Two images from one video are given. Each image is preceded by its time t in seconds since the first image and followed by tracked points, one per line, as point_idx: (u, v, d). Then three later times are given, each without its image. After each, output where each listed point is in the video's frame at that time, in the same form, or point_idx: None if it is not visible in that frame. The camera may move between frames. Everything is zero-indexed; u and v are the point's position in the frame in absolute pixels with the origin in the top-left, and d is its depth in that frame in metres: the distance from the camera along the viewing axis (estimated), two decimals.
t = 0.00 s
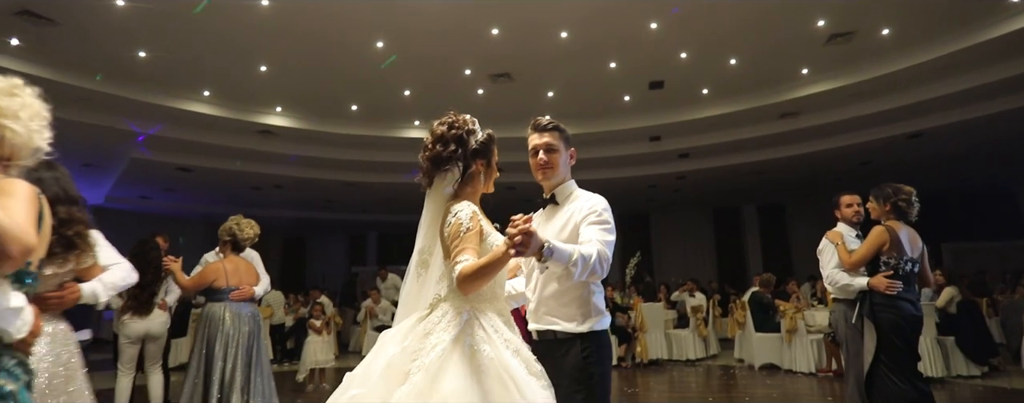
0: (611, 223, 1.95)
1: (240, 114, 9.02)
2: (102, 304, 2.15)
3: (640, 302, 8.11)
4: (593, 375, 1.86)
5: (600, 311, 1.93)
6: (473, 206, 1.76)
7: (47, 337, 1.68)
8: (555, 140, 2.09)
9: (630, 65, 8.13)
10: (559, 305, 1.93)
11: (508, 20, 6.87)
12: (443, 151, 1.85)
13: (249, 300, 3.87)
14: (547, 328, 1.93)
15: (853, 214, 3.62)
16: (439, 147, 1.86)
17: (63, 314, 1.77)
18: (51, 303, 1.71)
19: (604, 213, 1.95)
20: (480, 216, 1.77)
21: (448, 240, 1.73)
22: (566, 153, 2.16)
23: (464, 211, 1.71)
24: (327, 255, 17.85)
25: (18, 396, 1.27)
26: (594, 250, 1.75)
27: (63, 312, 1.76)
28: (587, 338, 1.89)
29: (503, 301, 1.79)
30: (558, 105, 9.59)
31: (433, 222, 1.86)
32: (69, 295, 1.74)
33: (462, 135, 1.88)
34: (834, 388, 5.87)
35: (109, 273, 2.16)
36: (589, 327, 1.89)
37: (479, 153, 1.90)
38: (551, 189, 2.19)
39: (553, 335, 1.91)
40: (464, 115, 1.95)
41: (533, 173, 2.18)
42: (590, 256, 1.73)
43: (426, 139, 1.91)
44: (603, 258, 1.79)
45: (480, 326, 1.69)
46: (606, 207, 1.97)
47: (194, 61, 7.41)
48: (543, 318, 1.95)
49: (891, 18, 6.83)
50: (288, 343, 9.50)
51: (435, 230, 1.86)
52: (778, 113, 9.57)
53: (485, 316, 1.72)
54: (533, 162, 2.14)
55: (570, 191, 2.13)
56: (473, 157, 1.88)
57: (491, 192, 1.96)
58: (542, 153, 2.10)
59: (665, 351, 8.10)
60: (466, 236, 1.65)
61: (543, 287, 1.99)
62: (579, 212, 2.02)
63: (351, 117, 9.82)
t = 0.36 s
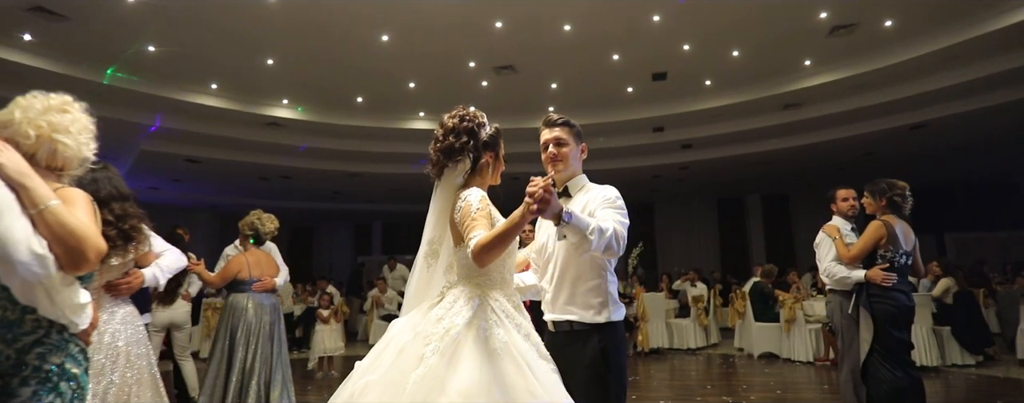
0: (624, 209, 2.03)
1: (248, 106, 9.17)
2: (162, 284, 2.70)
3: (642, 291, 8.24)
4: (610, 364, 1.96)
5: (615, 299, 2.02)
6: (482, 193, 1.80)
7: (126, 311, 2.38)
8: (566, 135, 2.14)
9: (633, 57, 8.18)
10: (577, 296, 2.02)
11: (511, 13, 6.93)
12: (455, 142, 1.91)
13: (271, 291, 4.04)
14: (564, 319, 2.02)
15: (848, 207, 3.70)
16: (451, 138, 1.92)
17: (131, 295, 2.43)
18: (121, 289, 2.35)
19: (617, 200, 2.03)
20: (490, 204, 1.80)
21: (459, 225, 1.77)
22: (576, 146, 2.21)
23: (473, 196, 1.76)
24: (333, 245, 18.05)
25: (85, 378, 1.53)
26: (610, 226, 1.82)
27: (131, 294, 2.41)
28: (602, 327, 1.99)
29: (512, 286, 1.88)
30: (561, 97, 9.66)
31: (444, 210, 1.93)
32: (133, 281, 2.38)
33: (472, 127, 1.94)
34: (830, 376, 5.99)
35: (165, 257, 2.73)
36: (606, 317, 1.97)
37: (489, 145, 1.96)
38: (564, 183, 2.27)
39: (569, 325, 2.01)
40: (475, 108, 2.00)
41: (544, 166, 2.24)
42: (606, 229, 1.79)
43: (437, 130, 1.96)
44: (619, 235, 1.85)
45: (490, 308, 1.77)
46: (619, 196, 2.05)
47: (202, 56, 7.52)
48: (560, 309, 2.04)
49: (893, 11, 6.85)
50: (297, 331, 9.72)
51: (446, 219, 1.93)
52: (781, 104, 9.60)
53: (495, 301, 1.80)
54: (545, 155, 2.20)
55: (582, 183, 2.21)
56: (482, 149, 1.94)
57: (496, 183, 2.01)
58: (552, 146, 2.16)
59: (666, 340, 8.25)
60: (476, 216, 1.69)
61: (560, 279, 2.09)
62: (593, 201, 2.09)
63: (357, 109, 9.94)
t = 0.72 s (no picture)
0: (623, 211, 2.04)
1: (253, 104, 9.28)
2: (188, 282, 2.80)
3: (640, 287, 8.36)
4: (608, 366, 2.07)
5: (614, 302, 2.12)
6: (485, 195, 1.88)
7: (155, 308, 2.49)
8: (568, 141, 2.12)
9: (632, 56, 8.27)
10: (578, 301, 2.11)
11: (512, 14, 7.03)
12: (461, 144, 1.99)
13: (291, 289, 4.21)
14: (567, 321, 2.12)
15: (842, 208, 3.81)
16: (458, 140, 2.00)
17: (160, 291, 2.53)
18: (151, 286, 2.46)
19: (617, 204, 2.04)
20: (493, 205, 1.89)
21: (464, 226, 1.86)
22: (579, 151, 2.19)
23: (477, 197, 1.85)
24: (336, 239, 18.24)
25: (116, 371, 1.74)
26: (606, 224, 1.83)
27: (160, 290, 2.51)
28: (603, 326, 2.09)
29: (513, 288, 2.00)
30: (561, 94, 9.75)
31: (450, 211, 2.02)
32: (162, 278, 2.48)
33: (477, 130, 2.02)
34: (824, 371, 6.12)
35: (191, 256, 2.84)
36: (605, 318, 2.07)
37: (491, 149, 2.03)
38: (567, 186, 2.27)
39: (570, 326, 2.11)
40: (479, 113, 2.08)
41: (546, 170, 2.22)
42: (601, 226, 1.80)
43: (443, 133, 2.05)
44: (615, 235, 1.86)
45: (494, 307, 1.89)
46: (618, 200, 2.06)
47: (207, 55, 7.63)
48: (562, 309, 2.15)
49: (890, 11, 6.91)
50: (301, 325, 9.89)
51: (451, 219, 2.03)
52: (779, 102, 9.69)
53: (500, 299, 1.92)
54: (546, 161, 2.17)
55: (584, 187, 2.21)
56: (485, 152, 2.01)
57: (498, 186, 2.08)
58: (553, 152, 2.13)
59: (663, 335, 8.38)
60: (479, 212, 1.78)
61: (564, 283, 2.18)
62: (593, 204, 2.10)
63: (360, 106, 10.06)
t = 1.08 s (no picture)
0: (614, 229, 2.07)
1: (257, 103, 9.39)
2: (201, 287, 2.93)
3: (640, 284, 8.48)
4: (599, 370, 2.18)
5: (605, 311, 2.20)
6: (486, 207, 1.99)
7: (172, 310, 2.62)
8: (563, 153, 2.18)
9: (632, 55, 8.34)
10: (569, 309, 2.20)
11: (513, 15, 7.11)
12: (472, 154, 2.08)
13: (304, 288, 4.34)
14: (558, 327, 2.23)
15: (835, 212, 3.90)
16: (468, 150, 2.08)
17: (175, 295, 2.64)
18: (167, 290, 2.57)
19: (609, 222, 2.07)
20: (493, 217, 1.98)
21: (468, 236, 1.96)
22: (576, 163, 2.23)
23: (479, 210, 1.95)
24: (339, 235, 18.42)
25: (131, 369, 1.85)
26: (597, 250, 1.88)
27: (175, 295, 2.62)
28: (592, 334, 2.19)
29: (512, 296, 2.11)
30: (562, 93, 9.83)
31: (452, 220, 2.12)
32: (177, 283, 2.59)
33: (486, 144, 2.13)
34: (819, 368, 6.23)
35: (204, 262, 2.97)
36: (595, 326, 2.17)
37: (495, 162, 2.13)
38: (563, 196, 2.30)
39: (563, 331, 2.22)
40: (487, 128, 2.19)
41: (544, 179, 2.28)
42: (593, 253, 1.85)
43: (452, 142, 2.12)
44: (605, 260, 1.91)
45: (496, 312, 2.00)
46: (611, 216, 2.09)
47: (211, 55, 7.72)
48: (555, 316, 2.24)
49: (888, 12, 6.96)
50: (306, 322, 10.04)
51: (453, 228, 2.13)
52: (778, 101, 9.76)
53: (503, 305, 2.05)
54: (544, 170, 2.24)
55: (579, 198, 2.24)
56: (489, 166, 2.11)
57: (497, 198, 2.19)
58: (550, 162, 2.21)
59: (662, 332, 8.51)
60: (483, 225, 1.89)
61: (557, 291, 2.25)
62: (587, 218, 2.13)
63: (363, 105, 10.16)
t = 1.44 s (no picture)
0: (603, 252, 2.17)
1: (262, 103, 9.49)
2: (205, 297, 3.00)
3: (641, 282, 8.56)
4: (591, 375, 2.27)
5: (591, 320, 2.27)
6: (484, 227, 2.10)
7: (181, 317, 2.74)
8: (550, 169, 2.29)
9: (633, 55, 8.38)
10: (556, 321, 2.28)
11: (514, 16, 7.16)
12: (471, 174, 2.18)
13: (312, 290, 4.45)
14: (546, 335, 2.31)
15: (830, 217, 4.01)
16: (467, 170, 2.17)
17: (181, 303, 2.76)
18: (176, 298, 2.70)
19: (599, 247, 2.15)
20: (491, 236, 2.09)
21: (465, 256, 2.05)
22: (566, 180, 2.31)
23: (477, 230, 2.05)
24: (344, 231, 18.56)
25: (146, 374, 1.96)
26: (584, 283, 1.98)
27: (181, 302, 2.74)
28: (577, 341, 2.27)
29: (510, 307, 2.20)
30: (564, 91, 9.87)
31: (451, 236, 2.21)
32: (183, 292, 2.73)
33: (486, 164, 2.23)
34: (817, 366, 6.30)
35: (207, 274, 3.03)
36: (579, 334, 2.25)
37: (492, 180, 2.22)
38: (557, 211, 2.36)
39: (551, 338, 2.30)
40: (486, 149, 2.29)
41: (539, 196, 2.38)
42: (580, 289, 1.95)
43: (452, 161, 2.21)
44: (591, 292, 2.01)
45: (494, 325, 2.09)
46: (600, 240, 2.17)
47: (216, 57, 7.80)
48: (544, 324, 2.33)
49: (889, 12, 6.97)
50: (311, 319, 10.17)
51: (452, 244, 2.22)
52: (780, 99, 9.78)
53: (500, 317, 2.14)
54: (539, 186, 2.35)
55: (571, 216, 2.31)
56: (488, 185, 2.21)
57: (495, 214, 2.31)
58: (542, 179, 2.31)
59: (663, 330, 8.60)
60: (480, 247, 1.98)
61: (546, 302, 2.33)
62: (577, 239, 2.21)
63: (366, 104, 10.24)
